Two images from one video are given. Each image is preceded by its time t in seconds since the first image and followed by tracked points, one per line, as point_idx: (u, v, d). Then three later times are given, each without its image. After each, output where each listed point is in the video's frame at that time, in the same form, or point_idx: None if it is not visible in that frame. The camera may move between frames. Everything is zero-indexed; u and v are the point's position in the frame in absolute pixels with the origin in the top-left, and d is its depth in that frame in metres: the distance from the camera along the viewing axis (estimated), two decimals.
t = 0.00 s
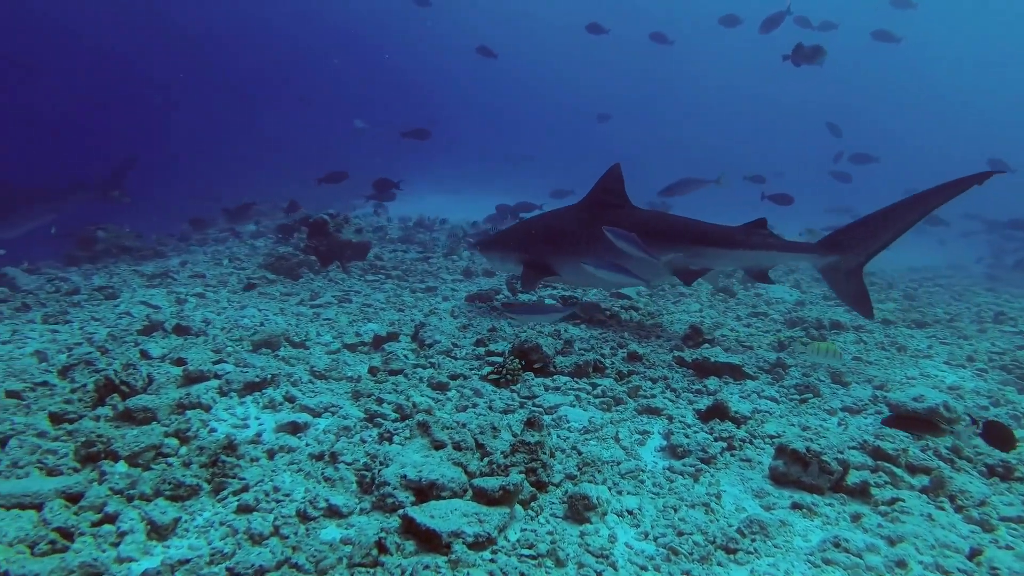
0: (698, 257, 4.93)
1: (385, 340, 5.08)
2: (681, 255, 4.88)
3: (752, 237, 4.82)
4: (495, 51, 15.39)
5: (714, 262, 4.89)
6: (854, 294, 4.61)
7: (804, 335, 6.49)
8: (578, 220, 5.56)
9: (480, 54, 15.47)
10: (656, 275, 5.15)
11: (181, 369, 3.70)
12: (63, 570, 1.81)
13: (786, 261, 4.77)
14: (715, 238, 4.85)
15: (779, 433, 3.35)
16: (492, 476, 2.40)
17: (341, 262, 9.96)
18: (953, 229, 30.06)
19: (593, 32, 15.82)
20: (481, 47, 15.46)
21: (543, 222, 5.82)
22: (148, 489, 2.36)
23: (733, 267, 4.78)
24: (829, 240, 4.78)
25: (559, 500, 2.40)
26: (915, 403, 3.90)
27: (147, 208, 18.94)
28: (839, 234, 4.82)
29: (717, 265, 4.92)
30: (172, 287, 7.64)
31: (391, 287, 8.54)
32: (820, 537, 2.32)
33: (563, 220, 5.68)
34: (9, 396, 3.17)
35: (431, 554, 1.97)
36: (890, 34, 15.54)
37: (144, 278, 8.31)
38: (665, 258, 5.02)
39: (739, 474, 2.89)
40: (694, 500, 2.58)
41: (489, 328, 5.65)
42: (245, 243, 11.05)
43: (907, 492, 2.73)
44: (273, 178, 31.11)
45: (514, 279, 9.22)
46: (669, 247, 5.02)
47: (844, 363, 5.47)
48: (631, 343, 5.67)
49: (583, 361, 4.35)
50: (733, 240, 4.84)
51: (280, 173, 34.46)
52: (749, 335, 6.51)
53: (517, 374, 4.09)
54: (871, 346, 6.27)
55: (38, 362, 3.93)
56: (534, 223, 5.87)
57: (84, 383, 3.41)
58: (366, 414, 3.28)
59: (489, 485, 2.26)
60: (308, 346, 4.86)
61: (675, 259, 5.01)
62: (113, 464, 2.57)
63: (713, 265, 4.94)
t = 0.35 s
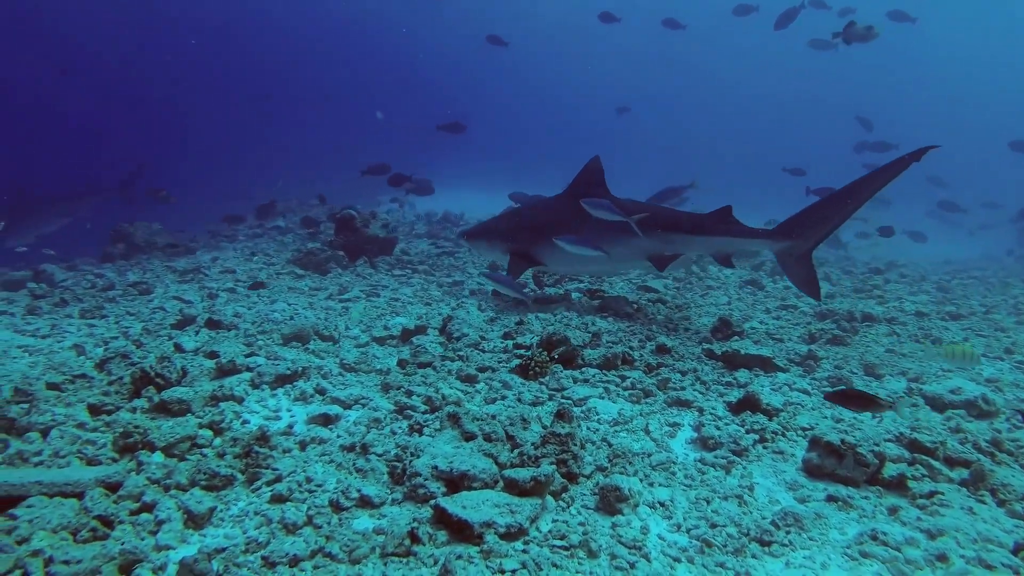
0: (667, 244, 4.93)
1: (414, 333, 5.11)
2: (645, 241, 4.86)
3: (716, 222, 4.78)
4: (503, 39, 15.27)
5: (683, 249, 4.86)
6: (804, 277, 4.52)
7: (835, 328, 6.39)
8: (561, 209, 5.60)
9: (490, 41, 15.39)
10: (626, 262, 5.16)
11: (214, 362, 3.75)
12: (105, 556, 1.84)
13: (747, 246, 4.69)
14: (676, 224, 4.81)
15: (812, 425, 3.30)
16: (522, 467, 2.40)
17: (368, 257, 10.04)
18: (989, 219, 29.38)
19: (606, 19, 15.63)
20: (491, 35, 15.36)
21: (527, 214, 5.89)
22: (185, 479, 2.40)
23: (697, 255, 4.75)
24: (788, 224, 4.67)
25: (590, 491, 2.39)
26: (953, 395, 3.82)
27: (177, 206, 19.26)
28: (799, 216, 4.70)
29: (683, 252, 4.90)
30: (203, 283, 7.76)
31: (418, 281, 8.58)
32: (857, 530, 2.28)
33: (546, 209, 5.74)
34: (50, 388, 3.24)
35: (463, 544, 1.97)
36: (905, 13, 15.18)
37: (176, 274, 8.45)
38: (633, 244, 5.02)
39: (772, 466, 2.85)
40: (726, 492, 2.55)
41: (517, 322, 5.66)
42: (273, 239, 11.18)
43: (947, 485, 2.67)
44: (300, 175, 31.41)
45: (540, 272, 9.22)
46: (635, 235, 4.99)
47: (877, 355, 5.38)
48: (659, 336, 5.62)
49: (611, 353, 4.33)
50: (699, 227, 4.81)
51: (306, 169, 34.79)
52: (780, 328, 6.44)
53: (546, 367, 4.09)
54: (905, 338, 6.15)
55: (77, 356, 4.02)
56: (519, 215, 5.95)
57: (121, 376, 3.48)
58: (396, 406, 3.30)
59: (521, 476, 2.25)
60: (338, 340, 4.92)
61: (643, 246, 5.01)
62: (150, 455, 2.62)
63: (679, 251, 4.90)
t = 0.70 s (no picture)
0: (643, 235, 5.11)
1: (438, 330, 5.14)
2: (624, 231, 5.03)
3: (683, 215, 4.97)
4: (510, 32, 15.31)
5: (658, 240, 5.05)
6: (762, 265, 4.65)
7: (863, 324, 6.31)
8: (541, 202, 5.80)
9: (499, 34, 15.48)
10: (604, 253, 5.31)
11: (243, 359, 3.81)
12: (142, 547, 1.86)
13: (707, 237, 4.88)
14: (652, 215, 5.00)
15: (841, 423, 3.26)
16: (549, 463, 2.40)
17: (392, 255, 10.10)
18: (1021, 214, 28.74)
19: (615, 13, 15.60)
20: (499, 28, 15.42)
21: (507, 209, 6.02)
22: (217, 474, 2.43)
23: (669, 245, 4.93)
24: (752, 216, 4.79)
25: (618, 487, 2.38)
26: (987, 393, 3.75)
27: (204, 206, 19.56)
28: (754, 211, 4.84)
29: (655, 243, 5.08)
30: (231, 281, 7.88)
31: (441, 279, 8.63)
32: (890, 529, 2.24)
33: (525, 202, 5.92)
34: (85, 384, 3.32)
35: (491, 539, 1.97)
36: None
37: (204, 272, 8.58)
38: (609, 236, 5.22)
39: (801, 464, 2.82)
40: (755, 489, 2.53)
41: (541, 320, 5.68)
42: (298, 238, 11.30)
43: (982, 484, 2.62)
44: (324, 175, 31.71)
45: (563, 270, 9.21)
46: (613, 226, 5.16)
47: (907, 352, 5.30)
48: (684, 334, 5.59)
49: (636, 350, 4.32)
50: (671, 218, 4.99)
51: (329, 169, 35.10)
52: (806, 325, 6.37)
53: (570, 364, 4.10)
54: (935, 335, 6.05)
55: (111, 353, 4.11)
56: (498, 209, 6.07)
57: (153, 373, 3.55)
58: (422, 402, 3.32)
59: (548, 472, 2.25)
60: (363, 338, 4.97)
61: (619, 237, 5.18)
62: (182, 449, 2.67)
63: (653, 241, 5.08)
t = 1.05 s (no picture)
0: (630, 236, 5.26)
1: (466, 334, 5.16)
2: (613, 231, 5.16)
3: (666, 216, 5.17)
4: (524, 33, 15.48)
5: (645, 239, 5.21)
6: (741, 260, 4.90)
7: (895, 330, 6.21)
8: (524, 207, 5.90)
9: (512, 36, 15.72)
10: (593, 254, 5.40)
11: (275, 361, 3.86)
12: (181, 546, 1.88)
13: (690, 235, 5.08)
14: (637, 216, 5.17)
15: (876, 430, 3.21)
16: (580, 468, 2.39)
17: (418, 259, 10.17)
18: None
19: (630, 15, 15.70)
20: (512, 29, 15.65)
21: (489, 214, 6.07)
22: (251, 474, 2.47)
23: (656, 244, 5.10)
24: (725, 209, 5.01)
25: (650, 493, 2.37)
26: None
27: (233, 209, 19.89)
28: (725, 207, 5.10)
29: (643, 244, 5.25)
30: (261, 283, 8.00)
31: (467, 282, 8.67)
32: (930, 540, 2.20)
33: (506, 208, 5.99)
34: (123, 384, 3.39)
35: (525, 544, 1.97)
36: None
37: (234, 275, 8.72)
38: (596, 237, 5.34)
39: (835, 471, 2.78)
40: (789, 497, 2.49)
41: (567, 324, 5.68)
42: (325, 241, 11.44)
43: None
44: (350, 179, 32.05)
45: (588, 273, 9.20)
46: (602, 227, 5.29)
47: (941, 359, 5.20)
48: (711, 339, 5.54)
49: (664, 354, 4.29)
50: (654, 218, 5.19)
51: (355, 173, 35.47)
52: (836, 331, 6.28)
53: (599, 368, 4.09)
54: (970, 342, 5.93)
55: (146, 353, 4.21)
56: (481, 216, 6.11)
57: (188, 373, 3.62)
58: (452, 406, 3.33)
59: (581, 477, 2.25)
60: (392, 340, 5.01)
61: (607, 238, 5.32)
62: (218, 449, 2.71)
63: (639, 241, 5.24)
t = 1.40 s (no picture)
0: (631, 236, 5.34)
1: (501, 336, 5.17)
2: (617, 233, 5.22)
3: (666, 215, 5.27)
4: (547, 32, 15.65)
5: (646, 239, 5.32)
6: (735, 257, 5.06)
7: (940, 337, 6.05)
8: (523, 205, 5.90)
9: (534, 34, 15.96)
10: (594, 253, 5.47)
11: (314, 361, 3.92)
12: (228, 545, 1.90)
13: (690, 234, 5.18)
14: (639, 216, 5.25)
15: (923, 441, 3.12)
16: (621, 475, 2.37)
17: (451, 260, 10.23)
18: None
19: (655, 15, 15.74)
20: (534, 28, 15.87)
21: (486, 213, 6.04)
22: (294, 474, 2.50)
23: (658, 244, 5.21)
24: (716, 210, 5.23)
25: (692, 502, 2.33)
26: None
27: (269, 210, 20.28)
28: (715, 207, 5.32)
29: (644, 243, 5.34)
30: (298, 283, 8.14)
31: (500, 284, 8.70)
32: (983, 558, 2.13)
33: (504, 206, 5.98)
34: (168, 382, 3.47)
35: (567, 551, 1.96)
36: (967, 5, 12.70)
37: (272, 274, 8.89)
38: (599, 237, 5.40)
39: (880, 483, 2.71)
40: (835, 509, 2.44)
41: (602, 328, 5.67)
42: (360, 242, 11.58)
43: None
44: (384, 181, 32.43)
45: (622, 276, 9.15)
46: (604, 227, 5.36)
47: (988, 368, 5.05)
48: (749, 344, 5.46)
49: (702, 360, 4.25)
50: (654, 218, 5.29)
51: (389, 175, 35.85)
52: (877, 337, 6.15)
53: (636, 373, 4.06)
54: (1018, 351, 5.75)
55: (190, 353, 4.33)
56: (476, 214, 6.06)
57: (230, 372, 3.69)
58: (489, 409, 3.34)
59: (622, 484, 2.23)
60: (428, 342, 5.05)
61: (609, 238, 5.39)
62: (260, 448, 2.75)
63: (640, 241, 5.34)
